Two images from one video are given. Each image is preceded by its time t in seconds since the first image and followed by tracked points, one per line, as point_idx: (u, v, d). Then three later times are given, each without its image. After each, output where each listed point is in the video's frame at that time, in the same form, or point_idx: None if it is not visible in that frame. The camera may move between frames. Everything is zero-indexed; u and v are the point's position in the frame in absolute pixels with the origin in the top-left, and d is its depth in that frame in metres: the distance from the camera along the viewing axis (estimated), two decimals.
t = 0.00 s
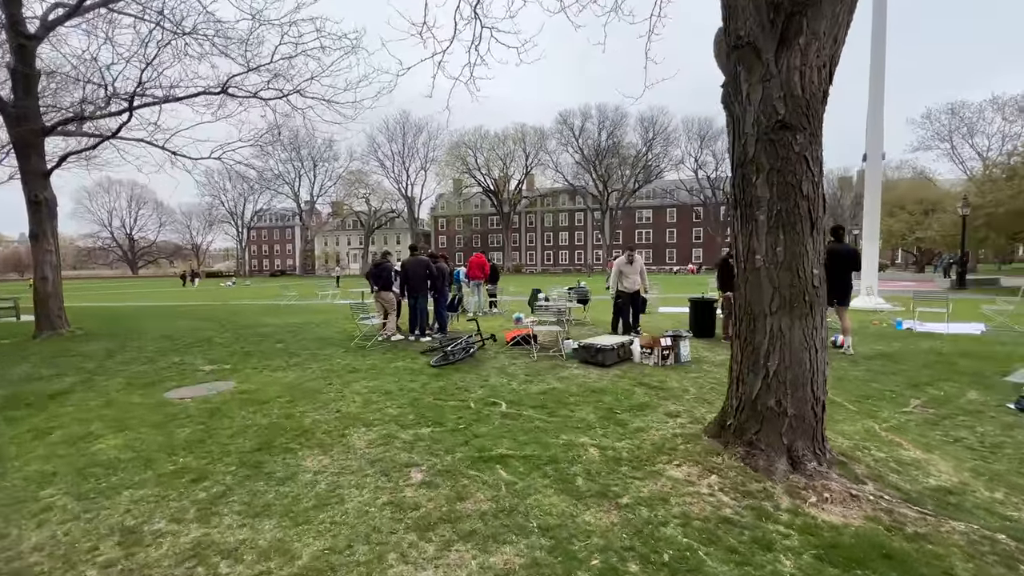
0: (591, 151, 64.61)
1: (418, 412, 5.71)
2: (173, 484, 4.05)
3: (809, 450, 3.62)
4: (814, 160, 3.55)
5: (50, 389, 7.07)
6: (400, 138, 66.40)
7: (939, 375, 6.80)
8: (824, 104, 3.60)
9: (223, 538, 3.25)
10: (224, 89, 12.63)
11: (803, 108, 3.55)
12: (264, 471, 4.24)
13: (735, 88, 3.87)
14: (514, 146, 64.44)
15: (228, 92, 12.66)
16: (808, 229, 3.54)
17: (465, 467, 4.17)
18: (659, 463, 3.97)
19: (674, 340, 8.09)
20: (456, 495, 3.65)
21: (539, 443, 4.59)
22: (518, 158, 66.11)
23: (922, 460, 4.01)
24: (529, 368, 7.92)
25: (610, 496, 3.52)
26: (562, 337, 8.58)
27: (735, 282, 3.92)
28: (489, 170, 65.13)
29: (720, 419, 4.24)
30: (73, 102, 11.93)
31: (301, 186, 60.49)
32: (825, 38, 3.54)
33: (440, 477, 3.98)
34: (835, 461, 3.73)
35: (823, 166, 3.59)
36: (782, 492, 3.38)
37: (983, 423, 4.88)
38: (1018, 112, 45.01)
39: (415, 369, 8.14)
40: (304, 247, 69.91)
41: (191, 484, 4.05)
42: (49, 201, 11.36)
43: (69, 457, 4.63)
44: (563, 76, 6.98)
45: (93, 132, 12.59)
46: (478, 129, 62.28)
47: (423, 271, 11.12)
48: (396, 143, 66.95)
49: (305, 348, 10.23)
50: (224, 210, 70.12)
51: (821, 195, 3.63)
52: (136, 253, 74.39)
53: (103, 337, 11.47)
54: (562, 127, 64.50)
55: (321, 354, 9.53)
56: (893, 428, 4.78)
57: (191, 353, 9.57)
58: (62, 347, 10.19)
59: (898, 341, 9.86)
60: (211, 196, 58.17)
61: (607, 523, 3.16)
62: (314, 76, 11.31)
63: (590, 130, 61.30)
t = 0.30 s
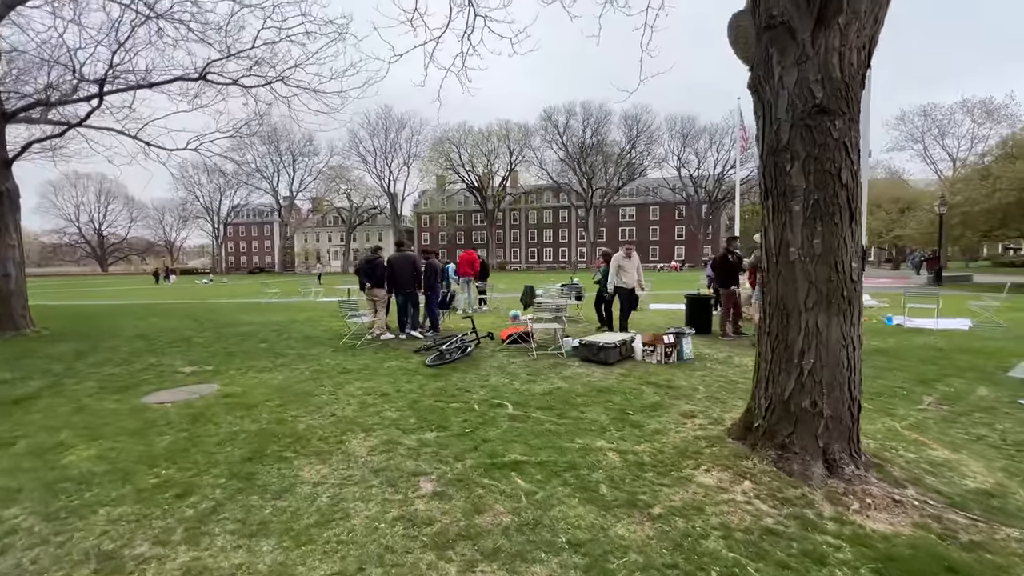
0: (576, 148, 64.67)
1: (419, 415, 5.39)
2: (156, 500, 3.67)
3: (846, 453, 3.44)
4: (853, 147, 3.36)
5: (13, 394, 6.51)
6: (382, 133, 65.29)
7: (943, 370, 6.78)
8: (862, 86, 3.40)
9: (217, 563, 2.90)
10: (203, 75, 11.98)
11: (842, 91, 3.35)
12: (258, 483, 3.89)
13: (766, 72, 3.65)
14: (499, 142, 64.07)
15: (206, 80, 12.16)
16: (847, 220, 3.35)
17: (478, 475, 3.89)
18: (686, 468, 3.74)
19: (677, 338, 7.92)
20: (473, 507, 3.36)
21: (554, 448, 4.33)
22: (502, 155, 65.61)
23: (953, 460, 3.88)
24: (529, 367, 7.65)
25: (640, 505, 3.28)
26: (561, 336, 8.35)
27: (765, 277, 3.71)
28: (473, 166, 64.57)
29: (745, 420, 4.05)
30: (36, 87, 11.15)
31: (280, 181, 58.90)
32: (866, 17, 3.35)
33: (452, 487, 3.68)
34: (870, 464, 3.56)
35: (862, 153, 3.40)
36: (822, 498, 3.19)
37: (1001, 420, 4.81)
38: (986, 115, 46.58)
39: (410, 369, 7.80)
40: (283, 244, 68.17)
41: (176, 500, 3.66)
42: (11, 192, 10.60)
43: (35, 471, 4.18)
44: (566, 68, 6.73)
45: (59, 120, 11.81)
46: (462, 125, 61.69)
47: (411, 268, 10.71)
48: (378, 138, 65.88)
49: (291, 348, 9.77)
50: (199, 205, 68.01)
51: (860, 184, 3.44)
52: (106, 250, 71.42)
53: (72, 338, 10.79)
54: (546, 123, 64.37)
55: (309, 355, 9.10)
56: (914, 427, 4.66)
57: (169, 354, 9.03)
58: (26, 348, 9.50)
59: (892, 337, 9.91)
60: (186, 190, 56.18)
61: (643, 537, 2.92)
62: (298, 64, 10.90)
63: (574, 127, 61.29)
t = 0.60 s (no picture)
0: (564, 146, 64.56)
1: (423, 423, 5.08)
2: (139, 524, 3.31)
3: (888, 466, 3.24)
4: (897, 141, 3.15)
5: None
6: (368, 128, 64.32)
7: (951, 370, 6.71)
8: (907, 74, 3.20)
9: None
10: (184, 63, 11.37)
11: (887, 81, 3.14)
12: (253, 503, 3.55)
13: (802, 60, 3.42)
14: (487, 139, 63.61)
15: (188, 68, 11.45)
16: (892, 218, 3.15)
17: (493, 491, 3.61)
18: (717, 480, 3.52)
19: (681, 339, 7.75)
20: (493, 530, 3.08)
21: (572, 459, 4.07)
22: (490, 152, 65.09)
23: (990, 469, 3.71)
24: (531, 370, 7.38)
25: (675, 525, 3.03)
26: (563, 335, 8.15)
27: (800, 278, 3.49)
28: (461, 163, 63.96)
29: (774, 429, 3.83)
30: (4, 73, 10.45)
31: (262, 176, 57.56)
32: (913, 2, 3.14)
33: (468, 506, 3.40)
34: (910, 475, 3.37)
35: (906, 147, 3.20)
36: (868, 516, 2.98)
37: (1023, 424, 4.71)
38: (964, 116, 47.70)
39: (407, 372, 7.46)
40: (266, 241, 66.72)
41: (159, 525, 3.30)
42: None
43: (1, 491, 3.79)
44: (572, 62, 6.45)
45: (29, 109, 11.10)
46: (450, 121, 61.05)
47: (404, 267, 10.33)
48: (364, 134, 64.86)
49: (280, 350, 9.34)
50: (179, 201, 66.22)
51: (904, 180, 3.23)
52: (80, 247, 69.05)
53: (44, 340, 10.19)
54: (535, 121, 64.18)
55: (299, 357, 8.71)
56: (939, 432, 4.51)
57: (149, 357, 8.55)
58: None
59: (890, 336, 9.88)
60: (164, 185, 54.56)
61: (683, 562, 2.68)
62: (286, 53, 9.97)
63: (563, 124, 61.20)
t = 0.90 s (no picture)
0: (557, 144, 64.35)
1: (431, 432, 4.75)
2: (123, 550, 2.96)
3: (947, 479, 2.99)
4: (961, 126, 2.90)
5: None
6: (360, 125, 63.57)
7: (973, 371, 6.51)
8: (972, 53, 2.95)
9: None
10: (171, 51, 10.85)
11: (950, 60, 2.89)
12: (251, 524, 3.22)
13: (854, 38, 3.14)
14: (480, 137, 63.17)
15: (176, 57, 11.01)
16: (955, 210, 2.90)
17: (515, 509, 3.30)
18: (760, 495, 3.24)
19: (694, 339, 7.49)
20: (522, 556, 2.78)
21: (597, 471, 3.77)
22: (483, 150, 64.66)
23: None
24: (539, 373, 7.06)
25: (723, 549, 2.74)
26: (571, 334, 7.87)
27: (849, 275, 3.22)
28: (454, 161, 63.42)
29: (815, 438, 3.58)
30: None
31: (252, 173, 56.63)
32: None
33: (491, 527, 3.09)
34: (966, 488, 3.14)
35: (970, 133, 2.94)
36: (933, 536, 2.72)
37: None
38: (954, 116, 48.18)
39: (410, 375, 7.11)
40: (256, 239, 65.69)
41: (146, 552, 2.95)
42: None
43: None
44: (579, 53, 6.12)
45: (8, 98, 10.62)
46: (443, 118, 60.53)
47: (404, 265, 10.00)
48: (356, 130, 64.14)
49: (274, 351, 8.94)
50: (166, 198, 64.98)
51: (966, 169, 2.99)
52: (64, 244, 67.52)
53: (23, 341, 9.69)
54: (528, 118, 63.87)
55: (295, 359, 8.35)
56: (979, 438, 4.27)
57: (135, 359, 8.11)
58: None
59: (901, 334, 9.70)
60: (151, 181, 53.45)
61: None
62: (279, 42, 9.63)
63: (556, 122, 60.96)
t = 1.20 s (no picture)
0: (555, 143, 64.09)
1: (449, 445, 4.48)
2: None
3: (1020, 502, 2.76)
4: None
5: None
6: (357, 123, 63.06)
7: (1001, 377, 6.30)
8: None
9: None
10: (167, 45, 10.47)
11: None
12: (260, 552, 2.94)
13: (918, 22, 2.89)
14: (478, 136, 62.80)
15: (170, 51, 10.64)
16: None
17: (548, 533, 3.04)
18: (815, 518, 2.99)
19: (712, 343, 7.27)
20: None
21: (634, 490, 3.52)
22: (481, 149, 64.32)
23: None
24: (552, 378, 6.82)
25: None
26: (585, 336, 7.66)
27: (915, 279, 2.97)
28: (451, 160, 63.01)
29: (867, 455, 3.36)
30: None
31: (247, 171, 56.05)
32: None
33: (523, 555, 2.84)
34: None
35: None
36: (1016, 567, 2.48)
37: None
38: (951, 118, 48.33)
39: (419, 381, 6.83)
40: (251, 238, 65.10)
41: None
42: None
43: None
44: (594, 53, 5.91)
45: None
46: (441, 117, 60.10)
47: (408, 267, 9.69)
48: (352, 128, 63.62)
49: (275, 355, 8.65)
50: (160, 196, 64.26)
51: None
52: (57, 243, 66.66)
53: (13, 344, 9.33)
54: (526, 117, 63.59)
55: (298, 363, 8.07)
56: None
57: (130, 364, 7.78)
58: None
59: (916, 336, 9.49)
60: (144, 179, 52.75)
61: None
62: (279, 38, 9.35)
63: (554, 121, 60.67)
